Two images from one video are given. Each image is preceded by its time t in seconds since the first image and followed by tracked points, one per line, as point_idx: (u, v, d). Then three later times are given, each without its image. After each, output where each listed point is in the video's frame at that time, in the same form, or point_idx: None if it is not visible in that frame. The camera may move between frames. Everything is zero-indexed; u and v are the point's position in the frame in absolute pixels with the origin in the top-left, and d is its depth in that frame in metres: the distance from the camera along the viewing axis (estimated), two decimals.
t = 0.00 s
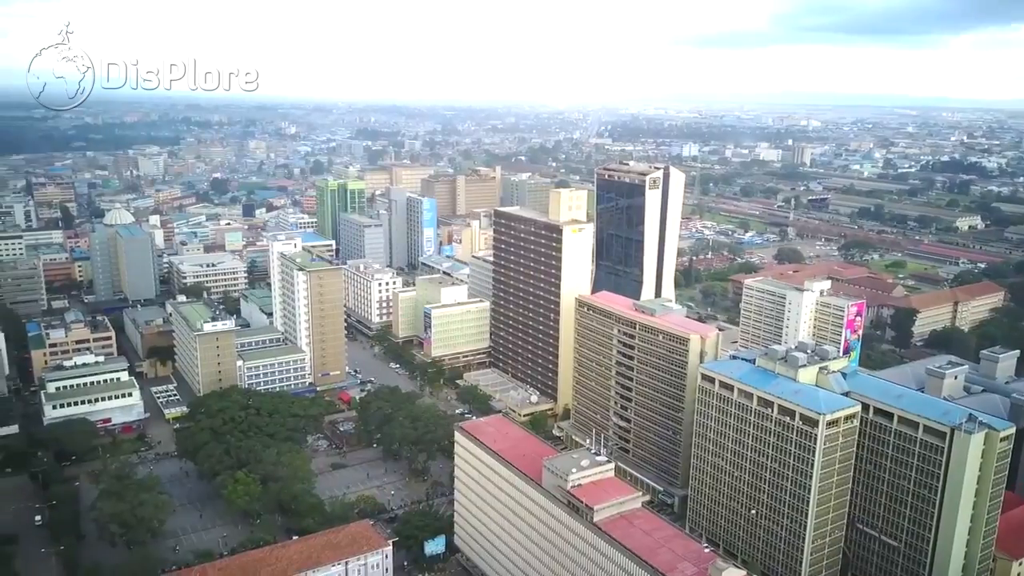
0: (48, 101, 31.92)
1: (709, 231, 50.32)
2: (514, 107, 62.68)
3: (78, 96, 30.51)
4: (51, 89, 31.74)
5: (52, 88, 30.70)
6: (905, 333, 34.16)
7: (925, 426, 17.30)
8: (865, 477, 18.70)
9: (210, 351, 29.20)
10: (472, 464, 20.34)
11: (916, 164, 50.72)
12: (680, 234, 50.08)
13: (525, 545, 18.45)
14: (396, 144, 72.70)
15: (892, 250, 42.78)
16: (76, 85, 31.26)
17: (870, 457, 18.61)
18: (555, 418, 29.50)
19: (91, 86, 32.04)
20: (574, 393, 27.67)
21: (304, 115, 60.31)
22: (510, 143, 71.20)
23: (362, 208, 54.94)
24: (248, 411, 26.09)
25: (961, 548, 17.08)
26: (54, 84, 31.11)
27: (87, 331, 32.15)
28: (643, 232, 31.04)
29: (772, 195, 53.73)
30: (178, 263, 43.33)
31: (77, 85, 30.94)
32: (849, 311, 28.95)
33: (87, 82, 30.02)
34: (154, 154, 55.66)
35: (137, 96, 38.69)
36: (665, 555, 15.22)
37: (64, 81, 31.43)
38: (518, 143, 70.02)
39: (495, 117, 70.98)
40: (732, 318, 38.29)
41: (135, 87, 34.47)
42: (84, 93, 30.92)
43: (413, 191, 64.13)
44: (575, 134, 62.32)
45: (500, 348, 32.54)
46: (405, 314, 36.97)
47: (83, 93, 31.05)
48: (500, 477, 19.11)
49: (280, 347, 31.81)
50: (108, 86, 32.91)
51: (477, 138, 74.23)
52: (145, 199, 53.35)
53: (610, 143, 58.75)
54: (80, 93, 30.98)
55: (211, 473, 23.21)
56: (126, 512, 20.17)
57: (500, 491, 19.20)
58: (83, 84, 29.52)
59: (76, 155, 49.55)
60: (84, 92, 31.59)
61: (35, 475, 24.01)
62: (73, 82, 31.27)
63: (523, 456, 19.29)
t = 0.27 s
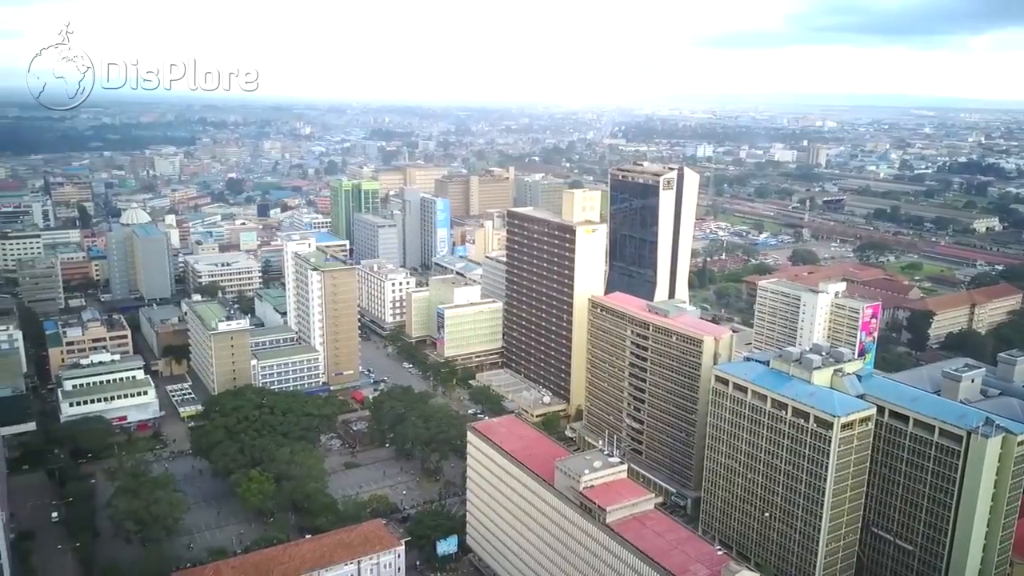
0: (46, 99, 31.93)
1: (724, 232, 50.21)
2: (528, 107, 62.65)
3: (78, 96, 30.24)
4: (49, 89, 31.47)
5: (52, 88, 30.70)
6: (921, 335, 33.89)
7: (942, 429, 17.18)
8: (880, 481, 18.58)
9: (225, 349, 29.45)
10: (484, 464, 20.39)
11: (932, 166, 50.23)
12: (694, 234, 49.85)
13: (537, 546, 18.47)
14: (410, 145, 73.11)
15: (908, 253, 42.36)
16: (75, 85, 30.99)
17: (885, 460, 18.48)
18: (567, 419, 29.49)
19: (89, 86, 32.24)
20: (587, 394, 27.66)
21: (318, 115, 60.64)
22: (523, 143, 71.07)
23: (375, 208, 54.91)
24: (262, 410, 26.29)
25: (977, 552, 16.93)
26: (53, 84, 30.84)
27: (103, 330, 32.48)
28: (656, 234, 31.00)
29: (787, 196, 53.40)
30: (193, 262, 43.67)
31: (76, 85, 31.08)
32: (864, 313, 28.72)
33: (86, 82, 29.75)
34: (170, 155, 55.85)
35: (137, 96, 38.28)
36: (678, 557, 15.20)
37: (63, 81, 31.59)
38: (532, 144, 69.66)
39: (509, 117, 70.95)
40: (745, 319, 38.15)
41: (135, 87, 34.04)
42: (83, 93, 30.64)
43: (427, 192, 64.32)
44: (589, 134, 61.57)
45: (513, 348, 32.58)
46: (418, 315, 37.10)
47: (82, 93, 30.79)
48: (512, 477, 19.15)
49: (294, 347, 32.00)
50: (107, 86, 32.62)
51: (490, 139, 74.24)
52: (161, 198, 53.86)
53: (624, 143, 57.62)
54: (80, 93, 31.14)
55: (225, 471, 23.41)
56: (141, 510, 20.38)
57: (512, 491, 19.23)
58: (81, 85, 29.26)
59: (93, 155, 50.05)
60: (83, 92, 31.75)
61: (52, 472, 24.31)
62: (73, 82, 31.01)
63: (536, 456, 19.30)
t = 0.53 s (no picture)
0: (47, 101, 31.78)
1: (740, 233, 50.46)
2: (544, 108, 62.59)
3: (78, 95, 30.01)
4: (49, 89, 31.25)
5: (52, 88, 30.53)
6: (940, 338, 33.59)
7: (961, 433, 17.03)
8: (898, 484, 18.43)
9: (241, 348, 29.74)
10: (499, 464, 20.45)
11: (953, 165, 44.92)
12: (711, 236, 50.20)
13: (552, 546, 18.50)
14: (426, 146, 73.68)
15: (927, 255, 41.40)
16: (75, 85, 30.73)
17: (903, 463, 18.34)
18: (582, 421, 29.46)
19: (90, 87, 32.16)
20: (602, 395, 27.63)
21: (334, 116, 60.97)
22: (539, 144, 70.86)
23: (391, 208, 55.11)
24: (278, 409, 26.50)
25: (996, 557, 16.77)
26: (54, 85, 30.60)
27: (122, 328, 32.86)
28: (672, 235, 30.91)
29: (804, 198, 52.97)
30: (211, 262, 44.07)
31: (76, 85, 30.93)
32: (882, 316, 28.46)
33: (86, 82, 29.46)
34: (189, 155, 56.23)
35: (139, 96, 37.89)
36: (693, 559, 15.17)
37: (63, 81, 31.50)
38: (547, 145, 69.27)
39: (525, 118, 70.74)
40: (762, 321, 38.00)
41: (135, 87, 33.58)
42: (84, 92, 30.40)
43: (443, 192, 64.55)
44: (604, 135, 61.38)
45: (528, 349, 32.60)
46: (434, 315, 37.27)
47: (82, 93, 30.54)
48: (527, 478, 19.18)
49: (310, 347, 32.20)
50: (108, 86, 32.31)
51: (506, 139, 74.22)
52: (179, 198, 54.50)
53: (639, 144, 57.48)
54: (80, 93, 31.00)
55: (241, 470, 23.62)
56: (159, 507, 20.61)
57: (527, 492, 19.25)
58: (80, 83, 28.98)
59: (113, 155, 50.58)
60: (83, 92, 31.61)
61: (71, 469, 24.65)
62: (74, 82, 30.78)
63: (550, 457, 19.32)
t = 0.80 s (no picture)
0: (46, 101, 31.52)
1: (758, 234, 50.90)
2: (559, 108, 62.56)
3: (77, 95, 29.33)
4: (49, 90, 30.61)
5: (52, 88, 30.26)
6: (960, 341, 33.26)
7: (980, 438, 16.86)
8: (916, 489, 18.28)
9: (258, 347, 30.00)
10: (513, 465, 20.49)
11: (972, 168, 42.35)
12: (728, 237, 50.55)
13: (566, 547, 18.52)
14: (442, 147, 74.02)
15: (947, 257, 40.51)
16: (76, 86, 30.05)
17: (922, 467, 18.18)
18: (597, 422, 29.44)
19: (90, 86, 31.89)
20: (617, 397, 27.61)
21: (351, 116, 61.31)
22: (555, 144, 70.74)
23: (408, 209, 55.11)
24: (294, 408, 26.71)
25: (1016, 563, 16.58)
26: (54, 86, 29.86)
27: (141, 327, 33.26)
28: (689, 235, 30.83)
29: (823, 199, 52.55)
30: (228, 261, 44.48)
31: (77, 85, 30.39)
32: (900, 318, 28.20)
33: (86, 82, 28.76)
34: (207, 155, 56.73)
35: (149, 97, 37.89)
36: (708, 562, 15.13)
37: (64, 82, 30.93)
38: (563, 145, 69.22)
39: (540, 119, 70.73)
40: (778, 323, 37.81)
41: (134, 87, 33.16)
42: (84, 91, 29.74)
43: (458, 192, 64.80)
44: (620, 136, 61.35)
45: (543, 349, 32.63)
46: (450, 315, 37.41)
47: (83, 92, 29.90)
48: (542, 479, 19.21)
49: (326, 346, 32.41)
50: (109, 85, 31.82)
51: (522, 140, 74.23)
52: (198, 198, 55.14)
53: (656, 145, 57.59)
54: (81, 92, 30.72)
55: (257, 468, 23.83)
56: (176, 504, 20.84)
57: (542, 493, 19.29)
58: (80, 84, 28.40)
59: (133, 155, 51.15)
60: (84, 92, 31.34)
61: (90, 466, 24.99)
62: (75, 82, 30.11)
63: (565, 458, 19.34)
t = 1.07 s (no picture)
0: (45, 101, 30.90)
1: (772, 235, 50.67)
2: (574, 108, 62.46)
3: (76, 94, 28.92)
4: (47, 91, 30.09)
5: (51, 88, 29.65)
6: (978, 344, 32.95)
7: (997, 442, 16.73)
8: (932, 492, 18.15)
9: (272, 347, 30.20)
10: (526, 466, 20.52)
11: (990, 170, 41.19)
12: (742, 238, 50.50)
13: (578, 548, 18.53)
14: (455, 147, 74.21)
15: (964, 258, 39.86)
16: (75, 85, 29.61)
17: (937, 471, 18.05)
18: (610, 423, 29.40)
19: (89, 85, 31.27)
20: (631, 398, 27.56)
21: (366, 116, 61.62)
22: (569, 145, 70.57)
23: (422, 210, 55.35)
24: (307, 407, 26.87)
25: None
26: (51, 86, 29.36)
27: (157, 326, 33.57)
28: (703, 237, 30.74)
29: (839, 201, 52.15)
30: (243, 261, 44.80)
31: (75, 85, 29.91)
32: (917, 321, 27.99)
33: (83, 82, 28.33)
34: (223, 155, 57.22)
35: (160, 98, 37.94)
36: (722, 564, 15.10)
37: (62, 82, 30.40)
38: (576, 146, 69.16)
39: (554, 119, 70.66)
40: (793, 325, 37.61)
41: (133, 85, 32.52)
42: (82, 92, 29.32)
43: (472, 193, 64.92)
44: (634, 136, 61.24)
45: (556, 350, 32.63)
46: (463, 315, 37.52)
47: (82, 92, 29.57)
48: (555, 480, 19.23)
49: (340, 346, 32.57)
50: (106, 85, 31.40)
51: (536, 140, 74.12)
52: (213, 198, 55.62)
53: (671, 145, 57.62)
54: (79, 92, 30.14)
55: (271, 467, 24.00)
56: (191, 502, 21.03)
57: (554, 494, 19.31)
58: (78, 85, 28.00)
59: (150, 156, 51.62)
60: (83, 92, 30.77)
61: (107, 464, 25.28)
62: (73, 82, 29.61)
63: (578, 460, 19.35)
